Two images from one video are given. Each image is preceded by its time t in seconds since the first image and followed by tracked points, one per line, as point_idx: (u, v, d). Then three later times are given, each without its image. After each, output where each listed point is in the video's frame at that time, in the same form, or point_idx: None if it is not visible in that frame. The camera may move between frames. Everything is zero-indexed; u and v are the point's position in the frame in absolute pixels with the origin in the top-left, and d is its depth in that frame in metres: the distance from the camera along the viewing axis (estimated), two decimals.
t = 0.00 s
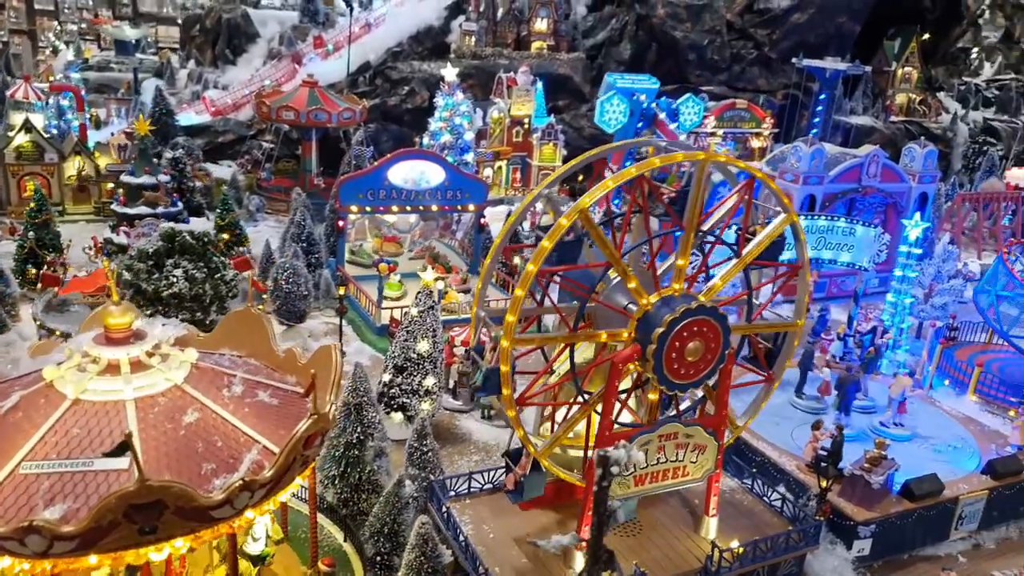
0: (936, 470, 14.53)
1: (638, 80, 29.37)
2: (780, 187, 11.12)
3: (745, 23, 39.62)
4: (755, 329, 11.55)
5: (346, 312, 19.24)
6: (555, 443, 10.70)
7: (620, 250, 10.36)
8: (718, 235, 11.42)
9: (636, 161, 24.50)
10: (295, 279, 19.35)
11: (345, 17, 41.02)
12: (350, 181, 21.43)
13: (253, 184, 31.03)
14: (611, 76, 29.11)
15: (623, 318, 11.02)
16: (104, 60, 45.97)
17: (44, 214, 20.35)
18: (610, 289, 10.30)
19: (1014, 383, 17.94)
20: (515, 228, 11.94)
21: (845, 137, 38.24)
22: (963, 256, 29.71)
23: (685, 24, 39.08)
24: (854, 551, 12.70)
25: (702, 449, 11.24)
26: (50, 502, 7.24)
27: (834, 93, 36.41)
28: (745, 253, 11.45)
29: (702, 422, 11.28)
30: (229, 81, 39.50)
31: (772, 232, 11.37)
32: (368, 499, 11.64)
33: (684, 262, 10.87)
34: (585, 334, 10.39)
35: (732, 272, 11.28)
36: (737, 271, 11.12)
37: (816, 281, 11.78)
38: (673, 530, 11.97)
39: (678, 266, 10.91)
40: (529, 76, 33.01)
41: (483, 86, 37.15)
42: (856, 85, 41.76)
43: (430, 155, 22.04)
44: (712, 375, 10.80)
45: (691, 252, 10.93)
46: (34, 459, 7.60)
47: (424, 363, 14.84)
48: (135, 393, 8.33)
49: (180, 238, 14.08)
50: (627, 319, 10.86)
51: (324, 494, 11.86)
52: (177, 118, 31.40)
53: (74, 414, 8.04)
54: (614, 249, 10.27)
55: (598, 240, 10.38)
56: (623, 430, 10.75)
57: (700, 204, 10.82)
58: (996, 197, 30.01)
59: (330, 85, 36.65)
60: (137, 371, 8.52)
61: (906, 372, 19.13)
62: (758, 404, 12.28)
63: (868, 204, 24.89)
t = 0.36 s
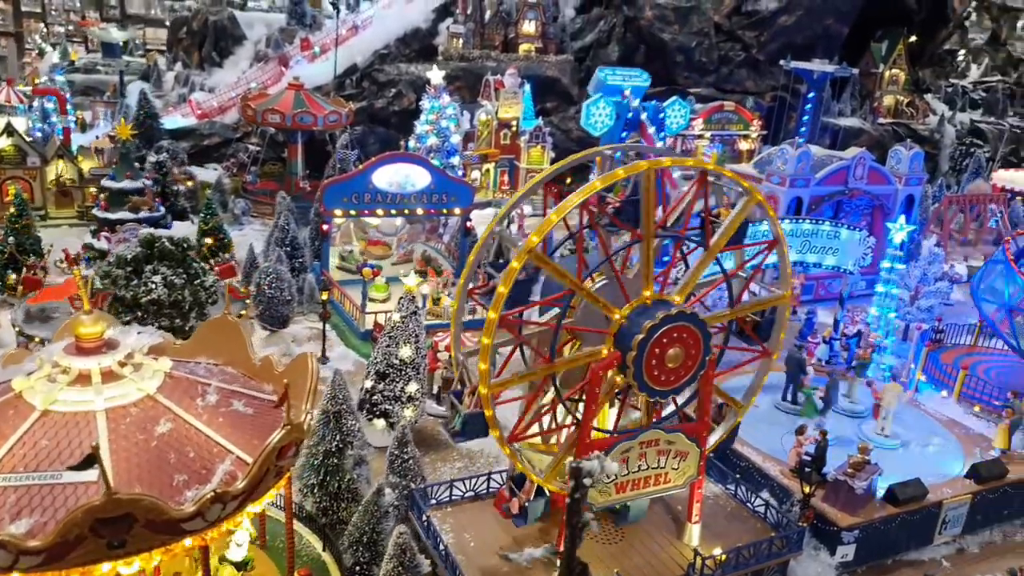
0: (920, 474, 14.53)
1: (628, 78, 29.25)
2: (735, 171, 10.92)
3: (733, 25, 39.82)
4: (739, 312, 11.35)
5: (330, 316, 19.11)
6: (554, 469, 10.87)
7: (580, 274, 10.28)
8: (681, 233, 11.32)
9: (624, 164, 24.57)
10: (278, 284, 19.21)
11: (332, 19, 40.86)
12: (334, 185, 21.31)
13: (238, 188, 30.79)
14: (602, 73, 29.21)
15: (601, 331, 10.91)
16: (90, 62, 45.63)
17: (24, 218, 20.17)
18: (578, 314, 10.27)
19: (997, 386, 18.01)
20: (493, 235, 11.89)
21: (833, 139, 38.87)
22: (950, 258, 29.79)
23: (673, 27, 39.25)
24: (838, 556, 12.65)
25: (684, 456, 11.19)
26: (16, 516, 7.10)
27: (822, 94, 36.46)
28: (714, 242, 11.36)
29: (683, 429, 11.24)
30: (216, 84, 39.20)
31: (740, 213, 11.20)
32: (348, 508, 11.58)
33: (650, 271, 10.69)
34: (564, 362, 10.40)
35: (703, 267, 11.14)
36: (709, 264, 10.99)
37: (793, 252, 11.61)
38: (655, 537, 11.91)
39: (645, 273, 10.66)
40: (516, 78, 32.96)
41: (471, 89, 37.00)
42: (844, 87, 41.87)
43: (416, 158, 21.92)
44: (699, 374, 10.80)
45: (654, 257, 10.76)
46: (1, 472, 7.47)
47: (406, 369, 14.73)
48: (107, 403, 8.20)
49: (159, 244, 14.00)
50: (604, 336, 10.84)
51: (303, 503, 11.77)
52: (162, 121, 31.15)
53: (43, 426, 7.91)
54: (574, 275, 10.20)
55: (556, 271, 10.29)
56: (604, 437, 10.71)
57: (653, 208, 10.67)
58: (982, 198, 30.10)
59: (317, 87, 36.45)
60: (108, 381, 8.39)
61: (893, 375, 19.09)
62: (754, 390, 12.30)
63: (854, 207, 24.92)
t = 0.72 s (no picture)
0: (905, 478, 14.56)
1: (630, 71, 30.41)
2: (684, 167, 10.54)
3: (723, 27, 39.95)
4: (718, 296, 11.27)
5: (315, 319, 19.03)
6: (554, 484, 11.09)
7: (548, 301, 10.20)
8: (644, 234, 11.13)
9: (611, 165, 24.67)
10: (263, 288, 19.14)
11: (321, 21, 40.75)
12: (319, 187, 21.23)
13: (225, 190, 30.65)
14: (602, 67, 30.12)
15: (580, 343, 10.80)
16: (78, 64, 45.39)
17: (8, 222, 20.20)
18: (549, 340, 10.21)
19: (982, 389, 18.19)
20: (473, 240, 11.88)
21: (823, 140, 39.18)
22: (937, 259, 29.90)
23: (663, 28, 39.44)
24: (822, 560, 12.64)
25: (666, 459, 11.17)
26: None
27: (811, 96, 36.56)
28: (678, 238, 11.21)
29: (666, 432, 11.19)
30: (204, 86, 39.01)
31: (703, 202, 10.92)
32: (330, 513, 11.52)
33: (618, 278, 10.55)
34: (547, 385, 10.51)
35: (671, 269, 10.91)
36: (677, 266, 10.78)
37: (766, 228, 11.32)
38: (639, 541, 11.88)
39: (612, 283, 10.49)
40: (506, 80, 32.97)
41: (459, 91, 36.91)
42: (833, 89, 42.03)
43: (402, 160, 21.84)
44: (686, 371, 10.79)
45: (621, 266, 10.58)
46: None
47: (391, 373, 14.67)
48: (80, 410, 8.11)
49: (141, 247, 13.87)
50: (584, 352, 10.82)
51: (284, 507, 11.71)
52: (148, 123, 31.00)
53: (15, 432, 7.82)
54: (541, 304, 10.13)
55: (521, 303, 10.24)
56: (587, 441, 10.66)
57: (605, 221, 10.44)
58: (970, 200, 30.21)
59: (306, 89, 36.33)
60: (82, 388, 8.30)
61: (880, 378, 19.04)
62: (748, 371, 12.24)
63: (842, 209, 24.94)
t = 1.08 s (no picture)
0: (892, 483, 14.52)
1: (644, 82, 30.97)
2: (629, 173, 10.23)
3: (713, 28, 40.08)
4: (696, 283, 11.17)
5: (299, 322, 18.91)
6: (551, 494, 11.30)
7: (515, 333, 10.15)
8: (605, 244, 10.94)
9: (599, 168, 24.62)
10: (248, 290, 19.03)
11: (310, 22, 40.57)
12: (306, 189, 21.09)
13: (212, 192, 30.45)
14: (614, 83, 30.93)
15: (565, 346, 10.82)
16: (67, 64, 45.12)
17: None
18: (524, 372, 10.22)
19: (968, 393, 18.15)
20: (453, 244, 11.78)
21: (813, 143, 39.02)
22: (927, 262, 29.93)
23: (654, 30, 39.55)
24: (807, 566, 12.54)
25: (649, 466, 11.07)
26: None
27: (801, 97, 36.56)
28: (640, 238, 11.05)
29: (648, 438, 11.11)
30: (193, 86, 38.74)
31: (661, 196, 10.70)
32: (309, 520, 11.40)
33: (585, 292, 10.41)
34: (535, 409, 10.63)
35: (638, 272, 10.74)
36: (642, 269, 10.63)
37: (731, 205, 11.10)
38: (623, 547, 11.79)
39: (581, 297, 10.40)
40: (495, 82, 32.90)
41: (449, 92, 36.74)
42: (824, 91, 42.11)
43: (390, 162, 21.77)
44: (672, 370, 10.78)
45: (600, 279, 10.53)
46: None
47: (374, 377, 14.55)
48: (49, 418, 7.93)
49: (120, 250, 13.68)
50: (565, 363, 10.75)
51: (263, 514, 11.60)
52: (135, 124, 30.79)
53: None
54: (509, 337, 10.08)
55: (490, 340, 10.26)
56: (568, 448, 10.58)
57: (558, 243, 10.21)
58: (959, 203, 30.22)
59: (295, 91, 36.13)
60: (52, 395, 8.12)
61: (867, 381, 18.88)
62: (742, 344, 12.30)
63: (831, 211, 24.89)
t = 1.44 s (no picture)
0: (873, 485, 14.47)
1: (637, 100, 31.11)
2: (559, 187, 9.92)
3: (700, 29, 40.54)
4: (659, 270, 10.97)
5: (279, 326, 18.75)
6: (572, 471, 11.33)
7: (477, 366, 10.07)
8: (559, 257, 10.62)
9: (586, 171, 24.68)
10: (227, 294, 18.88)
11: (296, 22, 40.30)
12: (287, 192, 20.90)
13: (196, 195, 30.25)
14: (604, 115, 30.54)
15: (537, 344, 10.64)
16: (51, 66, 44.81)
17: None
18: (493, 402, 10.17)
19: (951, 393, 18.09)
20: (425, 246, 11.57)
21: (800, 142, 39.09)
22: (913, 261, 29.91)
23: (641, 30, 39.60)
24: (788, 569, 12.44)
25: (627, 470, 10.95)
26: None
27: (788, 97, 36.54)
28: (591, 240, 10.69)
29: (626, 444, 10.96)
30: (177, 88, 38.48)
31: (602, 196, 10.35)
32: (283, 528, 11.20)
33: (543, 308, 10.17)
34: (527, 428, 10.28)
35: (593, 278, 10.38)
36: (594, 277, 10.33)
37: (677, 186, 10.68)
38: (602, 552, 11.66)
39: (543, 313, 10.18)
40: (481, 82, 32.76)
41: (435, 93, 36.56)
42: (811, 90, 42.12)
43: (371, 164, 21.58)
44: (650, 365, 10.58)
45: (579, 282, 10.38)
46: None
47: (352, 382, 14.39)
48: (7, 431, 7.71)
49: (92, 257, 13.50)
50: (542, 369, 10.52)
51: (236, 522, 11.37)
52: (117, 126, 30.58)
53: None
54: (471, 373, 10.00)
55: (460, 379, 10.07)
56: (544, 454, 10.41)
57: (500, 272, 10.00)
58: (945, 201, 30.20)
59: (280, 92, 35.90)
60: (10, 407, 7.94)
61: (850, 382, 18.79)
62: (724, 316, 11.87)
63: (817, 211, 24.83)
